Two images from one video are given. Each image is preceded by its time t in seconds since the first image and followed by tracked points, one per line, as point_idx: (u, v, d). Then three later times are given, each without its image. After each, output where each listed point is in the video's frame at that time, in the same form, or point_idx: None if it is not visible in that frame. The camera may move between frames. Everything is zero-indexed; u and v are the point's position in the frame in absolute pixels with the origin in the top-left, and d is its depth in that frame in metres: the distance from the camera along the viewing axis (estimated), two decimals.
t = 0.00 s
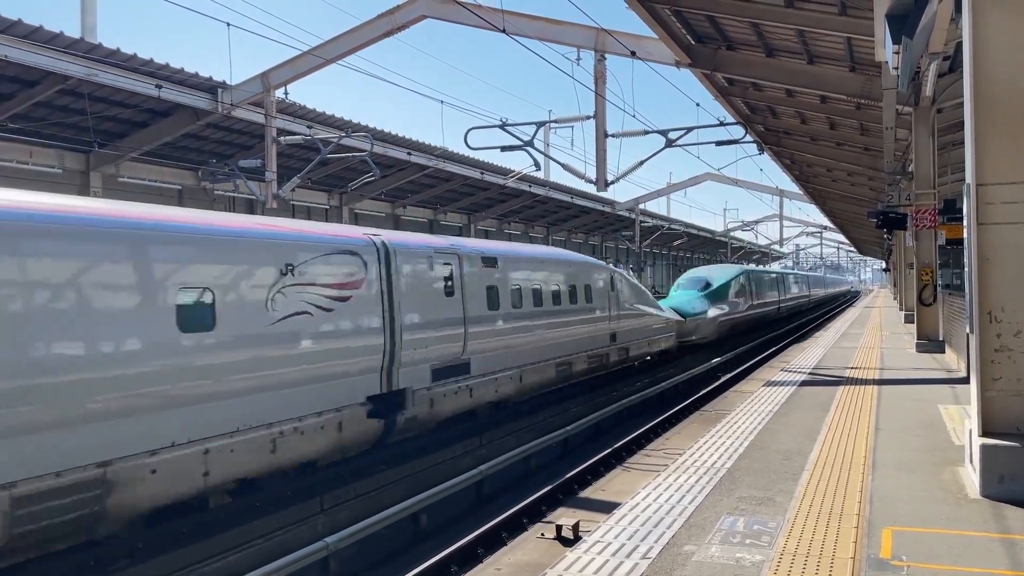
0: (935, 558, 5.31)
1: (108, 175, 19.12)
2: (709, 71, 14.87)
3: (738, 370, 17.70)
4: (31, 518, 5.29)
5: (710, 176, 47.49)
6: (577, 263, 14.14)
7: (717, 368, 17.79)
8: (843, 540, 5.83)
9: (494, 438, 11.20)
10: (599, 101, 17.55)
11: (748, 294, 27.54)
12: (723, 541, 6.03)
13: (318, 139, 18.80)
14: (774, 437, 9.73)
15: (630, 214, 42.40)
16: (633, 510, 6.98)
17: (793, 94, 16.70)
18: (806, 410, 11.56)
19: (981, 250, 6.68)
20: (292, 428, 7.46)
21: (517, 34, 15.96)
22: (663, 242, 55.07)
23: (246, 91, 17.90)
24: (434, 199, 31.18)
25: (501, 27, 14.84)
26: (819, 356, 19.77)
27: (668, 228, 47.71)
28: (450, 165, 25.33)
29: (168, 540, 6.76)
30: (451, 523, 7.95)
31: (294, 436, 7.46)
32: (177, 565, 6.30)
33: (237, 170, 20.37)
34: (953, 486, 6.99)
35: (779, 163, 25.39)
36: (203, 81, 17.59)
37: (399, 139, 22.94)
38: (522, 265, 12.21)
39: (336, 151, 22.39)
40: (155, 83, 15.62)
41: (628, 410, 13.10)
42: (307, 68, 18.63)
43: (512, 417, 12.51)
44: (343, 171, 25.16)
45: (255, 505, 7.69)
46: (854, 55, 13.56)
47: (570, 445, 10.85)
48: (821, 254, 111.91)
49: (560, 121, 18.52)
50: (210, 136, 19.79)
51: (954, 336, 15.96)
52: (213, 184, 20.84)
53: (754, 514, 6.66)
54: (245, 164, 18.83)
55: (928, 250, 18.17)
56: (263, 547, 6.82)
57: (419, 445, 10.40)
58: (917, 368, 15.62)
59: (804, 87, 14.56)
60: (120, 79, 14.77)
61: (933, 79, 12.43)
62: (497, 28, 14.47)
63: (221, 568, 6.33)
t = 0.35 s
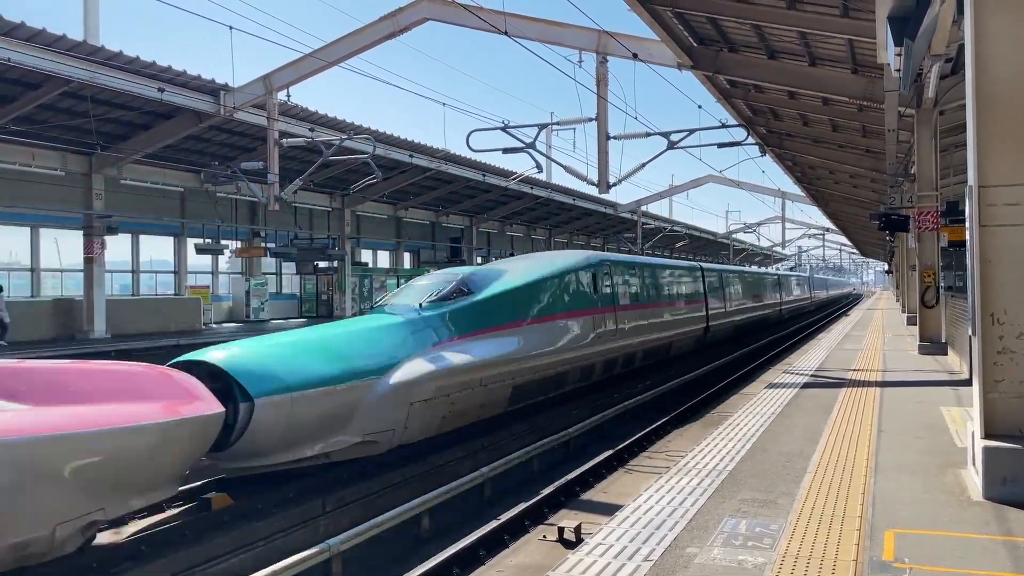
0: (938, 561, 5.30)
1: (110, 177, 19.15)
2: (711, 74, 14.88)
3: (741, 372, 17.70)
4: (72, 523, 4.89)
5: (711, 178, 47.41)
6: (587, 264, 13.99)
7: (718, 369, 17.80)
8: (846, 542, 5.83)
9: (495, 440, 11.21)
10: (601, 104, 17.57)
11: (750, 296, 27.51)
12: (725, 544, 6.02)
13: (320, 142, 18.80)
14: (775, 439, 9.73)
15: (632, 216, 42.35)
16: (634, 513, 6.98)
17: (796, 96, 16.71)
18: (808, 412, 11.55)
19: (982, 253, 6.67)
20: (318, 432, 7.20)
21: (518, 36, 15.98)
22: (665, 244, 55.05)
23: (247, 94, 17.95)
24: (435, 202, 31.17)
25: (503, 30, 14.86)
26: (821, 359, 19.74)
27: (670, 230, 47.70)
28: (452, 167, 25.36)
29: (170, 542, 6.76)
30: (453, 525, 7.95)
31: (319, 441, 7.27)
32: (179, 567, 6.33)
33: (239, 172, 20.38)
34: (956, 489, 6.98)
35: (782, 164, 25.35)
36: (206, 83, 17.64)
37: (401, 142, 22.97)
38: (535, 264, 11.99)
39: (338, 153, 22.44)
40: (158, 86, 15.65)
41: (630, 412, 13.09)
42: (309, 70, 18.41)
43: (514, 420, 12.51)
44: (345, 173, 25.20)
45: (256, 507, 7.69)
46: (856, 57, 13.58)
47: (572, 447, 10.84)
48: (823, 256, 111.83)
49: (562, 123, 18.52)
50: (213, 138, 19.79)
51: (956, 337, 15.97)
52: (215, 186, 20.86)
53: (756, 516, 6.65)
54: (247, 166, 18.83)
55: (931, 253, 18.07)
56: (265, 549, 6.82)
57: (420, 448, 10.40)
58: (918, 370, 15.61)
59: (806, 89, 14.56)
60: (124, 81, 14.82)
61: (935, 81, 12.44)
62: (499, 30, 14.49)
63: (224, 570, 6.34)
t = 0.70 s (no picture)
0: (941, 564, 5.29)
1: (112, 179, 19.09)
2: (712, 76, 14.89)
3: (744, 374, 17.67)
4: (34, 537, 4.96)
5: (713, 180, 47.37)
6: (589, 266, 13.91)
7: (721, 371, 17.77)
8: (848, 545, 5.82)
9: (497, 443, 11.21)
10: (602, 106, 17.58)
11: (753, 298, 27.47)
12: (727, 546, 6.02)
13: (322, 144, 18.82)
14: (776, 441, 9.74)
15: (634, 218, 42.30)
16: (636, 515, 6.99)
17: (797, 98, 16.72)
18: (811, 414, 11.54)
19: (984, 255, 6.67)
20: (320, 439, 7.15)
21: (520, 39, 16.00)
22: (667, 246, 54.99)
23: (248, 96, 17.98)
24: (437, 204, 31.15)
25: (505, 32, 14.87)
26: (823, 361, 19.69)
27: (672, 232, 47.65)
28: (454, 170, 25.37)
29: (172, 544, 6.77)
30: (454, 527, 7.94)
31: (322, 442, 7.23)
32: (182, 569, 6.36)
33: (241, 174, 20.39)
34: (958, 491, 6.98)
35: (783, 167, 25.34)
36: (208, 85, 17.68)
37: (403, 144, 23.00)
38: (537, 266, 11.88)
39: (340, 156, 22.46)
40: (160, 88, 15.68)
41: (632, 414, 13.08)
42: (311, 72, 18.45)
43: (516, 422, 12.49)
44: (347, 175, 25.19)
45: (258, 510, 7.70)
46: (858, 59, 13.60)
47: (573, 449, 10.84)
48: (826, 258, 111.74)
49: (564, 125, 18.53)
50: (215, 140, 19.80)
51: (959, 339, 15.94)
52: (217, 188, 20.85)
53: (758, 518, 6.66)
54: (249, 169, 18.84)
55: (932, 254, 18.07)
56: (267, 552, 6.83)
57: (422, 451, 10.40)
58: (920, 372, 15.59)
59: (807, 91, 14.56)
60: (127, 84, 14.85)
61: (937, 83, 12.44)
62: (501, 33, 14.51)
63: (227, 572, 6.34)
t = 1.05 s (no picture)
0: (942, 566, 5.29)
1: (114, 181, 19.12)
2: (713, 78, 14.90)
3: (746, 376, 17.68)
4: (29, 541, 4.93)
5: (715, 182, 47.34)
6: (590, 268, 13.91)
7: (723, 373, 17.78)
8: (849, 547, 5.81)
9: (498, 444, 11.20)
10: (604, 108, 17.59)
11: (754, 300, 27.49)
12: (727, 548, 6.01)
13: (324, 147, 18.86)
14: (778, 444, 9.73)
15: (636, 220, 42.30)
16: (637, 517, 6.98)
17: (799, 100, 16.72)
18: (813, 417, 11.52)
19: (985, 257, 6.67)
20: (321, 441, 7.16)
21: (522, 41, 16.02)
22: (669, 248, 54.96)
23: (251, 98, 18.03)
24: (439, 206, 31.16)
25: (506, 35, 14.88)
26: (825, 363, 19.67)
27: (673, 234, 47.64)
28: (455, 172, 25.38)
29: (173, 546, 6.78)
30: (454, 530, 7.94)
31: (323, 444, 7.24)
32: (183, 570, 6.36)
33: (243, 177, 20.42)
34: (959, 493, 6.97)
35: (785, 169, 25.33)
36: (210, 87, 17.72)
37: (405, 146, 23.01)
38: (539, 268, 11.88)
39: (341, 158, 22.48)
40: (162, 90, 15.71)
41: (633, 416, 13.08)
42: (313, 74, 18.51)
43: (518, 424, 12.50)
44: (348, 177, 25.24)
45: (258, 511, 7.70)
46: (859, 62, 13.59)
47: (575, 451, 10.84)
48: (828, 260, 111.67)
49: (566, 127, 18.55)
50: (216, 142, 19.84)
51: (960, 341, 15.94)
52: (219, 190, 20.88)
53: (759, 520, 6.65)
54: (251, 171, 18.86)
55: (934, 257, 18.05)
56: (268, 553, 6.83)
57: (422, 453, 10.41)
58: (921, 375, 15.57)
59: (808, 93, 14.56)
60: (129, 87, 14.89)
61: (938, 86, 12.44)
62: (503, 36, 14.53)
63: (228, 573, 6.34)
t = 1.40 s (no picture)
0: (944, 568, 5.28)
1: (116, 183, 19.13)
2: (715, 80, 14.90)
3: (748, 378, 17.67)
4: (30, 542, 4.95)
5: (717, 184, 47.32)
6: (591, 269, 13.92)
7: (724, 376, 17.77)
8: (850, 549, 5.80)
9: (499, 446, 11.18)
10: (606, 110, 17.59)
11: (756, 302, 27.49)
12: (729, 550, 6.01)
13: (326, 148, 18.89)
14: (780, 446, 9.71)
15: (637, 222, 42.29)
16: (639, 519, 6.97)
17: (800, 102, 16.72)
18: (814, 419, 11.50)
19: (987, 259, 6.67)
20: (321, 443, 7.15)
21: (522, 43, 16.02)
22: (671, 250, 54.92)
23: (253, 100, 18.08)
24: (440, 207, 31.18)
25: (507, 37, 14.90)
26: (826, 365, 19.65)
27: (675, 236, 47.62)
28: (457, 174, 25.39)
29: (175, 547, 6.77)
30: (455, 531, 7.93)
31: (324, 447, 7.23)
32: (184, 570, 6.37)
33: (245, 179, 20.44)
34: (961, 495, 6.96)
35: (787, 170, 25.30)
36: (213, 89, 17.74)
37: (406, 148, 23.03)
38: (540, 270, 11.89)
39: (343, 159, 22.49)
40: (165, 93, 15.74)
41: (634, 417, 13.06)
42: (315, 76, 18.56)
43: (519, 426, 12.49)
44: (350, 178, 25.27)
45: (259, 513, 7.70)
46: (861, 63, 13.59)
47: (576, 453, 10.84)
48: (830, 262, 111.57)
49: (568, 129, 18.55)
50: (218, 144, 19.85)
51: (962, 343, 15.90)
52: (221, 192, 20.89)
53: (761, 523, 6.65)
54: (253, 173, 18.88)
55: (936, 258, 18.04)
56: (269, 555, 6.83)
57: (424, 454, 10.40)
58: (923, 377, 15.54)
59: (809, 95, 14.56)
60: (131, 89, 14.92)
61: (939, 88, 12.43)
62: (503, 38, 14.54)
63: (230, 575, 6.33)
